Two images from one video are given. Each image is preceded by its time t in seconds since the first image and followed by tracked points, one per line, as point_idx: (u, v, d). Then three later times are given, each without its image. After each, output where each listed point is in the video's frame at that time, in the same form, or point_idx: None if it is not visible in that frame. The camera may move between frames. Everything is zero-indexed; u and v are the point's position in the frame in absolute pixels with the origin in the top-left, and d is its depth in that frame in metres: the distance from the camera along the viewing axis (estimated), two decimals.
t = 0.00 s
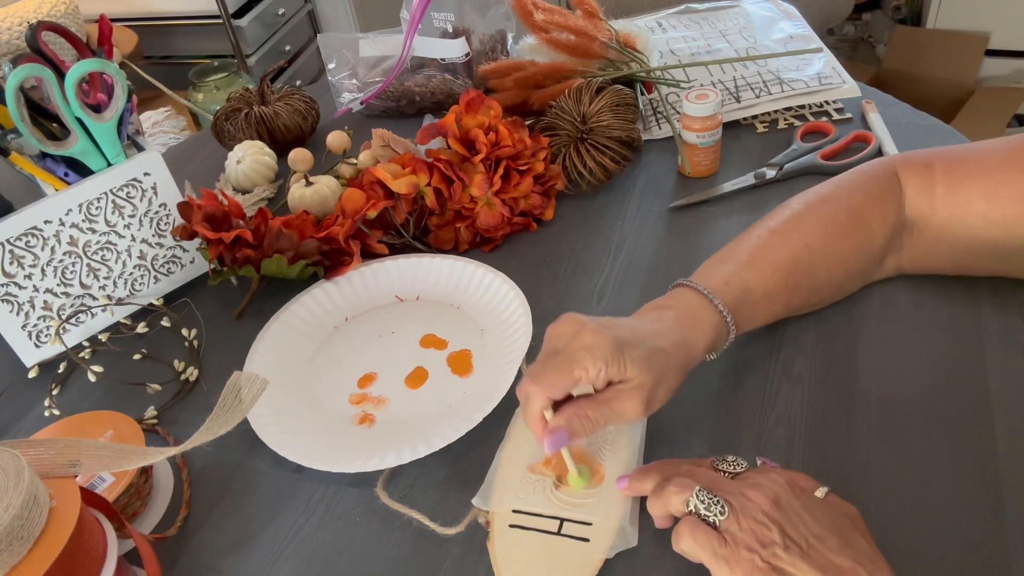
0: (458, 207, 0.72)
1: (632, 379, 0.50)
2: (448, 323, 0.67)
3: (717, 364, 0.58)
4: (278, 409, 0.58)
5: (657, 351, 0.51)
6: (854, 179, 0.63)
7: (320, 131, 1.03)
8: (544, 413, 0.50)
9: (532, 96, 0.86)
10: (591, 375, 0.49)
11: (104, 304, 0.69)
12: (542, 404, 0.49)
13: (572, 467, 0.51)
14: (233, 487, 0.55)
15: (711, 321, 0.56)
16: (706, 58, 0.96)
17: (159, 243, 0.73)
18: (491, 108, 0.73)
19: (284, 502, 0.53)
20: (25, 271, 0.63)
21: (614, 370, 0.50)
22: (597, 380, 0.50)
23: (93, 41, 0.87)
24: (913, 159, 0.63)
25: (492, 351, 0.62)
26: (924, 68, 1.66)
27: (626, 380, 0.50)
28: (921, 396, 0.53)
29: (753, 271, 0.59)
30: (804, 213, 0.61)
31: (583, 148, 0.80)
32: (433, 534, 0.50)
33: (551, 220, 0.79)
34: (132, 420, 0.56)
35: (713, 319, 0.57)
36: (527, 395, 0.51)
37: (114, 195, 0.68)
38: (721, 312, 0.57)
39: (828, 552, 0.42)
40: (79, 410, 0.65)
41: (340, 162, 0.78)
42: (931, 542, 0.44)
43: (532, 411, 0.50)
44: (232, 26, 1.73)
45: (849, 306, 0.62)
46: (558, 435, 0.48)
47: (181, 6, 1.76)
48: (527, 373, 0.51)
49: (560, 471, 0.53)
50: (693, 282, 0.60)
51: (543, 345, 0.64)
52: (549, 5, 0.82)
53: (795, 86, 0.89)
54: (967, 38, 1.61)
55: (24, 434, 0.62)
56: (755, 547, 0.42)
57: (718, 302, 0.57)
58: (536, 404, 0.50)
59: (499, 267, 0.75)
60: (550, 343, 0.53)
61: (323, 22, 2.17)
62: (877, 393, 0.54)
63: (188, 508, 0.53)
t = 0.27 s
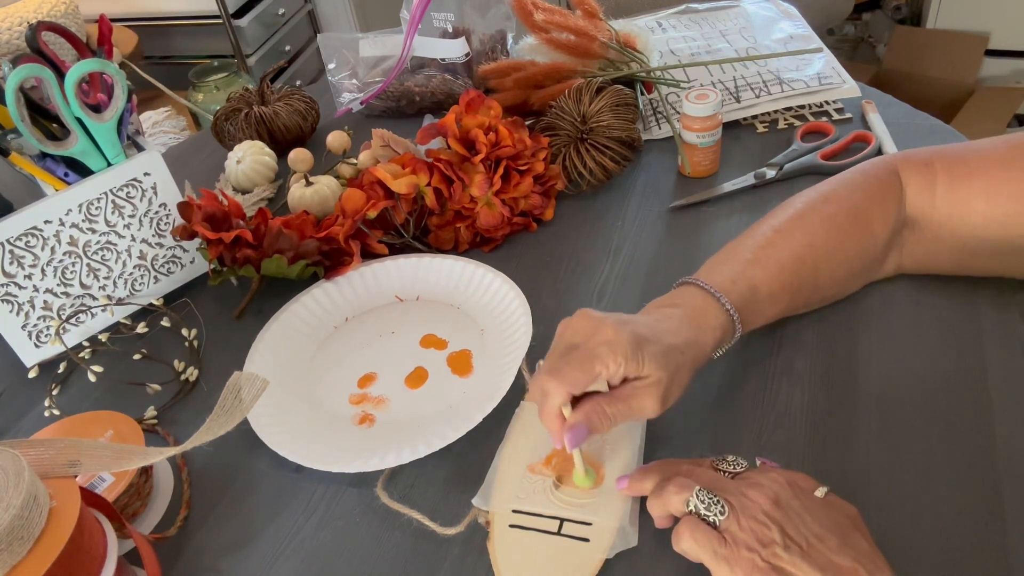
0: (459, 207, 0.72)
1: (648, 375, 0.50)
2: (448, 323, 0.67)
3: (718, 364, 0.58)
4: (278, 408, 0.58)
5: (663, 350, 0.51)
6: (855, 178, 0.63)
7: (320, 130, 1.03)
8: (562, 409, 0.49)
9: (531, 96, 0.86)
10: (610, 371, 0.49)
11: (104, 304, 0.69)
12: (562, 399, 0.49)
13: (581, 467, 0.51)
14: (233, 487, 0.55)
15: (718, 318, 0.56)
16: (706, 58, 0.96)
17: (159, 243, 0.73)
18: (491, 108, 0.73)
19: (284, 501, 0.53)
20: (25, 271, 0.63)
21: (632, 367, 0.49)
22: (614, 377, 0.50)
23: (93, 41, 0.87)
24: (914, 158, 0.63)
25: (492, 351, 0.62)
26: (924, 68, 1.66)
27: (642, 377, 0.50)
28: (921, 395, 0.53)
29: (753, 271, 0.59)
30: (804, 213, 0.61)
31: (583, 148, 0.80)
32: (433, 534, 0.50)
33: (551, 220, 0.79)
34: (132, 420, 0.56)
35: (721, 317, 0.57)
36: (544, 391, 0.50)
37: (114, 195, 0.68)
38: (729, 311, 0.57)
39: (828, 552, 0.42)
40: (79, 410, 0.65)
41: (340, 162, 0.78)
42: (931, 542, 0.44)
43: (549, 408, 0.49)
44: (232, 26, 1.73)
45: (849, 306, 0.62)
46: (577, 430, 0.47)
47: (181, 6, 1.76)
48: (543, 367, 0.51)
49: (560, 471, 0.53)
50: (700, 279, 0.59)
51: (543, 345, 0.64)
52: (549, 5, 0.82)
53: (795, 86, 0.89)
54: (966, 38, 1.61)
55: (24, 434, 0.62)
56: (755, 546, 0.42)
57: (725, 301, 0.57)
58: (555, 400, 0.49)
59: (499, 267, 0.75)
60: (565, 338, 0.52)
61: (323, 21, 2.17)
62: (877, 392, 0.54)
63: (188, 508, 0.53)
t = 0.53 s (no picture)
0: (459, 207, 0.72)
1: (655, 385, 0.50)
2: (447, 322, 0.67)
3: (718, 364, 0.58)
4: (278, 408, 0.58)
5: (664, 350, 0.51)
6: (855, 179, 0.63)
7: (320, 131, 1.03)
8: (571, 419, 0.48)
9: (532, 96, 0.86)
10: (618, 382, 0.49)
11: (104, 304, 0.69)
12: (571, 409, 0.48)
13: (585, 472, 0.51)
14: (233, 487, 0.55)
15: (718, 322, 0.56)
16: (706, 58, 0.96)
17: (159, 243, 0.73)
18: (491, 109, 0.73)
19: (284, 501, 0.53)
20: (25, 271, 0.63)
21: (641, 377, 0.49)
22: (622, 387, 0.50)
23: (93, 41, 0.86)
24: (914, 157, 0.63)
25: (492, 351, 0.62)
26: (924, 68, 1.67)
27: (648, 386, 0.50)
28: (921, 395, 0.53)
29: (752, 271, 0.59)
30: (805, 213, 0.61)
31: (583, 148, 0.80)
32: (433, 534, 0.50)
33: (551, 220, 0.79)
34: (132, 420, 0.56)
35: (724, 325, 0.57)
36: (552, 399, 0.50)
37: (114, 195, 0.68)
38: (731, 317, 0.57)
39: (829, 552, 0.42)
40: (79, 410, 0.65)
41: (340, 162, 0.78)
42: (931, 542, 0.44)
43: (558, 417, 0.49)
44: (232, 26, 1.73)
45: (849, 306, 0.62)
46: (587, 439, 0.47)
47: (181, 6, 1.76)
48: (549, 376, 0.51)
49: (560, 471, 0.53)
50: (702, 286, 0.59)
51: (543, 345, 0.64)
52: (549, 5, 0.82)
53: (795, 86, 0.89)
54: (966, 38, 1.61)
55: (24, 434, 0.62)
56: (755, 546, 0.42)
57: (728, 308, 0.57)
58: (565, 410, 0.48)
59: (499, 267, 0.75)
60: (571, 347, 0.52)
61: (323, 21, 2.17)
62: (877, 392, 0.54)
63: (188, 508, 0.53)
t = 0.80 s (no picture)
0: (458, 207, 0.72)
1: (644, 361, 0.50)
2: (447, 322, 0.67)
3: (718, 364, 0.58)
4: (278, 408, 0.58)
5: (666, 349, 0.51)
6: (855, 175, 0.63)
7: (319, 131, 1.03)
8: (558, 388, 0.48)
9: (531, 96, 0.86)
10: (607, 355, 0.49)
11: (104, 304, 0.69)
12: (559, 378, 0.48)
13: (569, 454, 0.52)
14: (233, 487, 0.55)
15: (716, 321, 0.56)
16: (706, 58, 0.96)
17: (159, 243, 0.73)
18: (491, 108, 0.73)
19: (284, 501, 0.53)
20: (25, 270, 0.63)
21: (630, 352, 0.49)
22: (611, 360, 0.50)
23: (93, 40, 0.86)
24: (914, 156, 0.63)
25: (492, 351, 0.62)
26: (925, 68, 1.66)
27: (638, 362, 0.50)
28: (921, 395, 0.53)
29: (752, 271, 0.59)
30: (805, 213, 0.61)
31: (583, 148, 0.80)
32: (433, 534, 0.50)
33: (551, 220, 0.79)
34: (132, 420, 0.56)
35: (715, 309, 0.57)
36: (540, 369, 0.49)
37: (114, 195, 0.68)
38: (725, 304, 0.57)
39: (829, 551, 0.42)
40: (79, 410, 0.65)
41: (339, 162, 0.78)
42: (931, 541, 0.44)
43: (545, 385, 0.49)
44: (232, 26, 1.73)
45: (849, 306, 0.62)
46: (572, 409, 0.48)
47: (181, 6, 1.76)
48: (539, 347, 0.50)
49: (560, 472, 0.53)
50: (697, 274, 0.59)
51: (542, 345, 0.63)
52: (549, 5, 0.82)
53: (795, 86, 0.89)
54: (967, 38, 1.61)
55: (24, 434, 0.62)
56: (755, 546, 0.42)
57: (722, 295, 0.57)
58: (552, 378, 0.48)
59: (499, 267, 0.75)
60: (563, 320, 0.52)
61: (323, 22, 2.16)
62: (877, 392, 0.54)
63: (188, 508, 0.53)
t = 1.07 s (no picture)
0: (458, 207, 0.72)
1: (655, 372, 0.50)
2: (447, 323, 0.67)
3: (717, 364, 0.58)
4: (278, 408, 0.58)
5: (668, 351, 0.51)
6: (856, 176, 0.63)
7: (320, 131, 1.03)
8: (570, 406, 0.49)
9: (531, 97, 0.86)
10: (618, 368, 0.49)
11: (104, 304, 0.69)
12: (571, 395, 0.49)
13: (581, 464, 0.51)
14: (233, 487, 0.55)
15: (718, 325, 0.56)
16: (707, 58, 0.96)
17: (159, 243, 0.73)
18: (491, 108, 0.73)
19: (284, 501, 0.53)
20: (25, 271, 0.63)
21: (640, 364, 0.49)
22: (622, 373, 0.50)
23: (93, 40, 0.86)
24: (914, 156, 0.63)
25: (492, 351, 0.62)
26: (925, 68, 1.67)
27: (648, 373, 0.50)
28: (922, 395, 0.53)
29: (752, 271, 0.59)
30: (805, 213, 0.61)
31: (583, 148, 0.80)
32: (433, 534, 0.50)
33: (551, 220, 0.79)
34: (132, 420, 0.56)
35: (723, 314, 0.57)
36: (552, 385, 0.50)
37: (114, 195, 0.68)
38: (732, 309, 0.57)
39: (829, 551, 0.42)
40: (79, 410, 0.65)
41: (340, 162, 0.78)
42: (931, 541, 0.44)
43: (557, 403, 0.49)
44: (232, 26, 1.73)
45: (849, 306, 0.62)
46: (587, 425, 0.48)
47: (181, 6, 1.76)
48: (549, 363, 0.51)
49: (560, 472, 0.53)
50: (702, 278, 0.59)
51: (542, 345, 0.64)
52: (549, 5, 0.82)
53: (795, 86, 0.89)
54: (967, 38, 1.61)
55: (24, 434, 0.62)
56: (756, 545, 0.42)
57: (728, 300, 0.57)
58: (564, 396, 0.49)
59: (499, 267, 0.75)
60: (571, 334, 0.52)
61: (323, 22, 2.16)
62: (877, 392, 0.54)
63: (189, 508, 0.53)
